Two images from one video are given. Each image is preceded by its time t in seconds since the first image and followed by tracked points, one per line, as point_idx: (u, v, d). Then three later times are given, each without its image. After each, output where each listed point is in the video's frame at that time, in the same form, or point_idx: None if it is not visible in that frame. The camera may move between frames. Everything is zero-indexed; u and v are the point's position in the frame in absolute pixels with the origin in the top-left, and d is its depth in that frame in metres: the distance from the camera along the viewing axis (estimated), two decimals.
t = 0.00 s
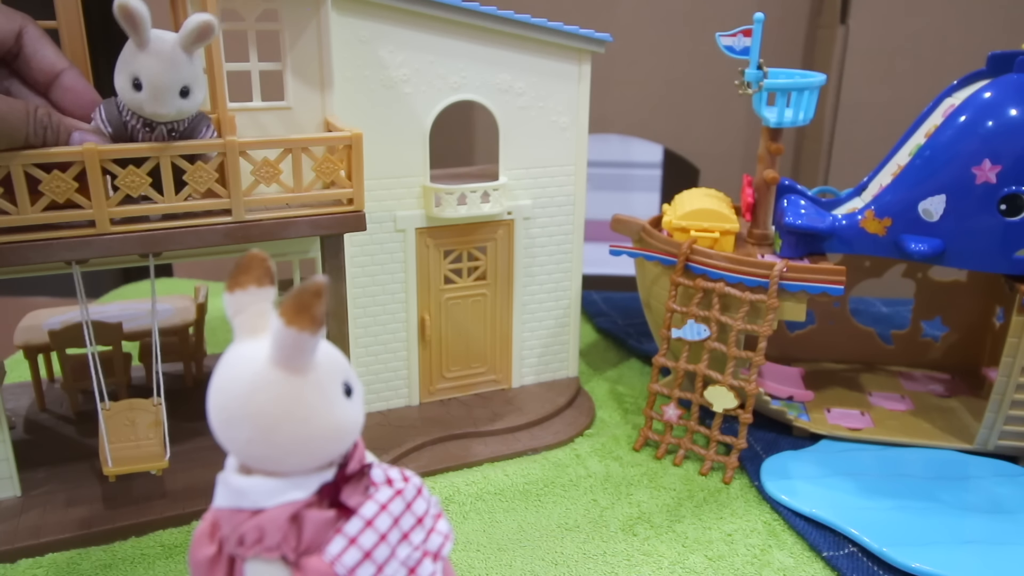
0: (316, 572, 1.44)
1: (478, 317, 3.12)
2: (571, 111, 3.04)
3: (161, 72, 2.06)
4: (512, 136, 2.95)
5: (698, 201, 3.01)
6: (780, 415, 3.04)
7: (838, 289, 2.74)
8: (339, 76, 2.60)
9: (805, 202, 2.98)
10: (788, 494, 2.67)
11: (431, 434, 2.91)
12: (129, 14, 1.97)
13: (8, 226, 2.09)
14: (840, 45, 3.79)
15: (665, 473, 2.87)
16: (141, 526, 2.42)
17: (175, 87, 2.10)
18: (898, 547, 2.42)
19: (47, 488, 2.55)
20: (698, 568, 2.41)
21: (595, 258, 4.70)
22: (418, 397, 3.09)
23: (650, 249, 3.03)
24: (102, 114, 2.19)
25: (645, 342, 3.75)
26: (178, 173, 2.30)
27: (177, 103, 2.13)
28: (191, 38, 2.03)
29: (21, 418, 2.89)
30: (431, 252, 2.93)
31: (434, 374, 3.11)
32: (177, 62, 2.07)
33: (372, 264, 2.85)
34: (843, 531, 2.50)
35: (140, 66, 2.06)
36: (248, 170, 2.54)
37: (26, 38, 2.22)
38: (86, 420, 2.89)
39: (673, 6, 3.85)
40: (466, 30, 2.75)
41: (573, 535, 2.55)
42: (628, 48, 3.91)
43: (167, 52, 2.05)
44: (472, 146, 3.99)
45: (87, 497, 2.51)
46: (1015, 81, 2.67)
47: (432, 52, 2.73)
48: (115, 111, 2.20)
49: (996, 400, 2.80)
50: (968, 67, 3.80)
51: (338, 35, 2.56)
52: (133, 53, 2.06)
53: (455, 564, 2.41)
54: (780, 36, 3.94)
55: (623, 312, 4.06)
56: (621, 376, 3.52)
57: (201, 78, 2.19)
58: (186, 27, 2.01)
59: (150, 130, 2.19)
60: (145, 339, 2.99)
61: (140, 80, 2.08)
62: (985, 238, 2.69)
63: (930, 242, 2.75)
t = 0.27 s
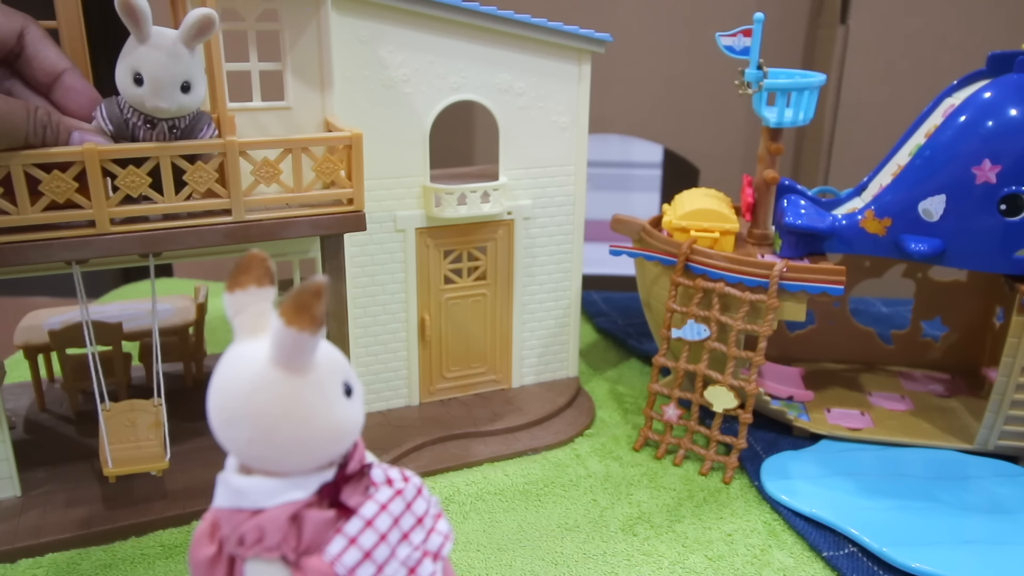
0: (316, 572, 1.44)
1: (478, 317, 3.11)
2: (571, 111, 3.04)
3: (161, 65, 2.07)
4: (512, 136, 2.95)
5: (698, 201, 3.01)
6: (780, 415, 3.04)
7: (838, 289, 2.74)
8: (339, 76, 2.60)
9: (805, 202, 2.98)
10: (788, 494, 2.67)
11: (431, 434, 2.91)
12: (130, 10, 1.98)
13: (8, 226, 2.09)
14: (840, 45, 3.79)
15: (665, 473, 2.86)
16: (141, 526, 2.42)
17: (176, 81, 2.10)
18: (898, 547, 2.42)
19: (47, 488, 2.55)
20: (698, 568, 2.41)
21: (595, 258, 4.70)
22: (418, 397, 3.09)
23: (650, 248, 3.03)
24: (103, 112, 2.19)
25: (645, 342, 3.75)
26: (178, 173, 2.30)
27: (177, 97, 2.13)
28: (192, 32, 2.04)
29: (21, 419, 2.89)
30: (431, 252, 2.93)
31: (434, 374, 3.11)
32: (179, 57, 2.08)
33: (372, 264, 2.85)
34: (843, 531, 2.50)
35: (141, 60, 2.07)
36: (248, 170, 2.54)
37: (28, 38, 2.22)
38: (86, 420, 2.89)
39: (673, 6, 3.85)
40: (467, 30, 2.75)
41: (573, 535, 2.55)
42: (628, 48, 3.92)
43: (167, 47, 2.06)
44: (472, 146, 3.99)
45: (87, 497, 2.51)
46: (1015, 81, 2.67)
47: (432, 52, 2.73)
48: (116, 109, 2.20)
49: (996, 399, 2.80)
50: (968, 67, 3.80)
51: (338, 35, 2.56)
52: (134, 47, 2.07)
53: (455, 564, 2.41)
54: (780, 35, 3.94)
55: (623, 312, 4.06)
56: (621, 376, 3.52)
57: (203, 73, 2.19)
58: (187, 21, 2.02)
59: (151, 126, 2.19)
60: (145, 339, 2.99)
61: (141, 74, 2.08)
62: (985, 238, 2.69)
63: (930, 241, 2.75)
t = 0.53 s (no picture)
0: (316, 572, 1.44)
1: (478, 317, 3.11)
2: (571, 111, 3.04)
3: (164, 65, 2.07)
4: (512, 136, 2.95)
5: (698, 201, 3.01)
6: (780, 415, 3.04)
7: (838, 289, 2.74)
8: (339, 76, 2.60)
9: (805, 202, 2.98)
10: (788, 494, 2.67)
11: (431, 434, 2.91)
12: (134, 9, 1.98)
13: (8, 226, 2.09)
14: (840, 45, 3.79)
15: (665, 473, 2.86)
16: (141, 526, 2.42)
17: (179, 80, 2.10)
18: (898, 547, 2.42)
19: (48, 488, 2.55)
20: (698, 568, 2.41)
21: (595, 258, 4.70)
22: (418, 397, 3.09)
23: (650, 248, 3.03)
24: (104, 113, 2.19)
25: (645, 342, 3.75)
26: (178, 173, 2.30)
27: (180, 97, 2.13)
28: (194, 31, 2.04)
29: (21, 419, 2.89)
30: (431, 252, 2.93)
31: (434, 374, 3.11)
32: (182, 56, 2.08)
33: (372, 264, 2.85)
34: (843, 531, 2.50)
35: (143, 59, 2.07)
36: (248, 170, 2.54)
37: (28, 41, 2.22)
38: (86, 420, 2.89)
39: (673, 6, 3.85)
40: (467, 29, 2.75)
41: (573, 535, 2.55)
42: (628, 47, 3.91)
43: (170, 46, 2.06)
44: (472, 146, 3.99)
45: (88, 497, 2.51)
46: (1015, 81, 2.67)
47: (432, 52, 2.73)
48: (117, 110, 2.19)
49: (996, 399, 2.80)
50: (968, 67, 3.80)
51: (338, 35, 2.56)
52: (136, 47, 2.07)
53: (455, 564, 2.41)
54: (780, 35, 3.94)
55: (623, 312, 4.06)
56: (621, 376, 3.52)
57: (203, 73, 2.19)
58: (190, 19, 2.03)
59: (153, 126, 2.20)
60: (144, 339, 2.99)
61: (143, 74, 2.08)
62: (985, 238, 2.69)
63: (930, 241, 2.75)
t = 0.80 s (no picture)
0: (323, 536, 1.44)
1: (478, 318, 3.11)
2: (571, 110, 3.03)
3: (156, 64, 2.05)
4: (513, 135, 2.95)
5: (699, 200, 2.98)
6: (781, 416, 3.02)
7: (838, 288, 2.73)
8: (338, 75, 2.59)
9: (806, 202, 2.94)
10: (789, 495, 2.66)
11: (431, 434, 2.90)
12: (116, 15, 1.96)
13: (8, 225, 2.08)
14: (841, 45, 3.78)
15: (666, 474, 2.86)
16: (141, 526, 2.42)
17: (174, 77, 2.08)
18: (899, 548, 2.41)
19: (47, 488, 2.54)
20: (698, 569, 2.40)
21: (596, 258, 4.69)
22: (418, 397, 3.08)
23: (650, 248, 3.03)
24: (110, 121, 2.19)
25: (646, 342, 3.74)
26: (177, 172, 2.30)
27: (178, 94, 2.11)
28: (180, 23, 2.03)
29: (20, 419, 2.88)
30: (431, 252, 2.92)
31: (434, 374, 3.10)
32: (173, 53, 2.06)
33: (372, 264, 2.84)
34: (843, 532, 2.49)
35: (135, 61, 2.05)
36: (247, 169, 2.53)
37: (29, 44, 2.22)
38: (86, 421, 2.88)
39: (674, 7, 3.85)
40: (466, 29, 2.75)
41: (573, 535, 2.54)
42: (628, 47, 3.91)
43: (156, 45, 2.04)
44: (472, 146, 3.98)
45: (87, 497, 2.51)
46: (1016, 80, 2.66)
47: (432, 52, 2.72)
48: (122, 117, 2.20)
49: (998, 400, 2.79)
50: (969, 67, 3.79)
51: (337, 35, 2.55)
52: (124, 55, 2.06)
53: (455, 564, 2.40)
54: (780, 35, 3.93)
55: (624, 312, 4.05)
56: (621, 377, 3.51)
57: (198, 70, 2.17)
58: (173, 13, 2.02)
59: (158, 127, 2.18)
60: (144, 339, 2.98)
61: (137, 76, 2.06)
62: (986, 238, 2.68)
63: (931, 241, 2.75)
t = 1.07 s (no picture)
0: (285, 549, 1.48)
1: (477, 317, 3.11)
2: (571, 110, 3.03)
3: (155, 63, 2.05)
4: (512, 135, 2.95)
5: (698, 201, 3.00)
6: (781, 416, 3.03)
7: (838, 289, 2.73)
8: (339, 75, 2.59)
9: (805, 202, 2.95)
10: (788, 494, 2.66)
11: (431, 434, 2.91)
12: (116, 14, 1.96)
13: (8, 225, 2.08)
14: (840, 45, 3.78)
15: (665, 474, 2.86)
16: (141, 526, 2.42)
17: (175, 78, 2.08)
18: (898, 547, 2.41)
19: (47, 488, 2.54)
20: (698, 568, 2.41)
21: (595, 258, 4.69)
22: (418, 397, 3.09)
23: (650, 248, 3.03)
24: (110, 121, 2.20)
25: (645, 342, 3.74)
26: (178, 172, 2.30)
27: (178, 94, 2.11)
28: (181, 24, 2.03)
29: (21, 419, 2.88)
30: (431, 252, 2.93)
31: (434, 374, 3.10)
32: (173, 53, 2.06)
33: (372, 264, 2.84)
34: (843, 532, 2.49)
35: (134, 61, 2.05)
36: (248, 169, 2.54)
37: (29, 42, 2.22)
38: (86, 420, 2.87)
39: (673, 7, 3.85)
40: (466, 29, 2.75)
41: (573, 535, 2.54)
42: (628, 47, 3.91)
43: (157, 46, 2.04)
44: (472, 146, 3.98)
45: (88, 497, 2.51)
46: (1015, 81, 2.66)
47: (432, 52, 2.73)
48: (123, 118, 2.20)
49: (997, 400, 2.79)
50: (968, 67, 3.79)
51: (337, 35, 2.55)
52: (125, 56, 2.06)
53: (456, 563, 2.40)
54: (780, 35, 3.94)
55: (623, 312, 4.05)
56: (621, 377, 3.51)
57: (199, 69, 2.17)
58: (173, 14, 2.02)
59: (159, 127, 2.19)
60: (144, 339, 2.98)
61: (138, 76, 2.07)
62: (985, 238, 2.69)
63: (931, 241, 2.75)
